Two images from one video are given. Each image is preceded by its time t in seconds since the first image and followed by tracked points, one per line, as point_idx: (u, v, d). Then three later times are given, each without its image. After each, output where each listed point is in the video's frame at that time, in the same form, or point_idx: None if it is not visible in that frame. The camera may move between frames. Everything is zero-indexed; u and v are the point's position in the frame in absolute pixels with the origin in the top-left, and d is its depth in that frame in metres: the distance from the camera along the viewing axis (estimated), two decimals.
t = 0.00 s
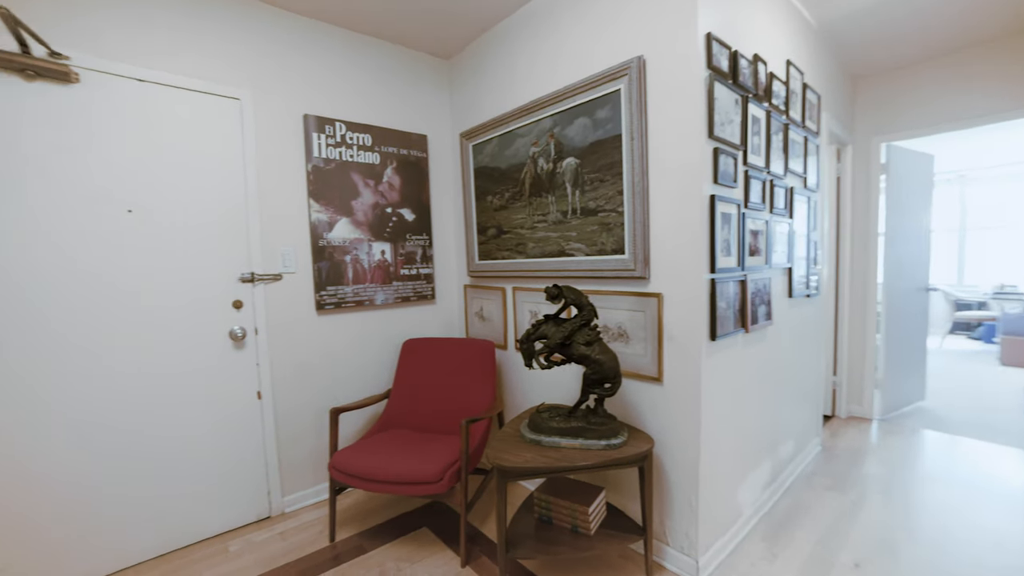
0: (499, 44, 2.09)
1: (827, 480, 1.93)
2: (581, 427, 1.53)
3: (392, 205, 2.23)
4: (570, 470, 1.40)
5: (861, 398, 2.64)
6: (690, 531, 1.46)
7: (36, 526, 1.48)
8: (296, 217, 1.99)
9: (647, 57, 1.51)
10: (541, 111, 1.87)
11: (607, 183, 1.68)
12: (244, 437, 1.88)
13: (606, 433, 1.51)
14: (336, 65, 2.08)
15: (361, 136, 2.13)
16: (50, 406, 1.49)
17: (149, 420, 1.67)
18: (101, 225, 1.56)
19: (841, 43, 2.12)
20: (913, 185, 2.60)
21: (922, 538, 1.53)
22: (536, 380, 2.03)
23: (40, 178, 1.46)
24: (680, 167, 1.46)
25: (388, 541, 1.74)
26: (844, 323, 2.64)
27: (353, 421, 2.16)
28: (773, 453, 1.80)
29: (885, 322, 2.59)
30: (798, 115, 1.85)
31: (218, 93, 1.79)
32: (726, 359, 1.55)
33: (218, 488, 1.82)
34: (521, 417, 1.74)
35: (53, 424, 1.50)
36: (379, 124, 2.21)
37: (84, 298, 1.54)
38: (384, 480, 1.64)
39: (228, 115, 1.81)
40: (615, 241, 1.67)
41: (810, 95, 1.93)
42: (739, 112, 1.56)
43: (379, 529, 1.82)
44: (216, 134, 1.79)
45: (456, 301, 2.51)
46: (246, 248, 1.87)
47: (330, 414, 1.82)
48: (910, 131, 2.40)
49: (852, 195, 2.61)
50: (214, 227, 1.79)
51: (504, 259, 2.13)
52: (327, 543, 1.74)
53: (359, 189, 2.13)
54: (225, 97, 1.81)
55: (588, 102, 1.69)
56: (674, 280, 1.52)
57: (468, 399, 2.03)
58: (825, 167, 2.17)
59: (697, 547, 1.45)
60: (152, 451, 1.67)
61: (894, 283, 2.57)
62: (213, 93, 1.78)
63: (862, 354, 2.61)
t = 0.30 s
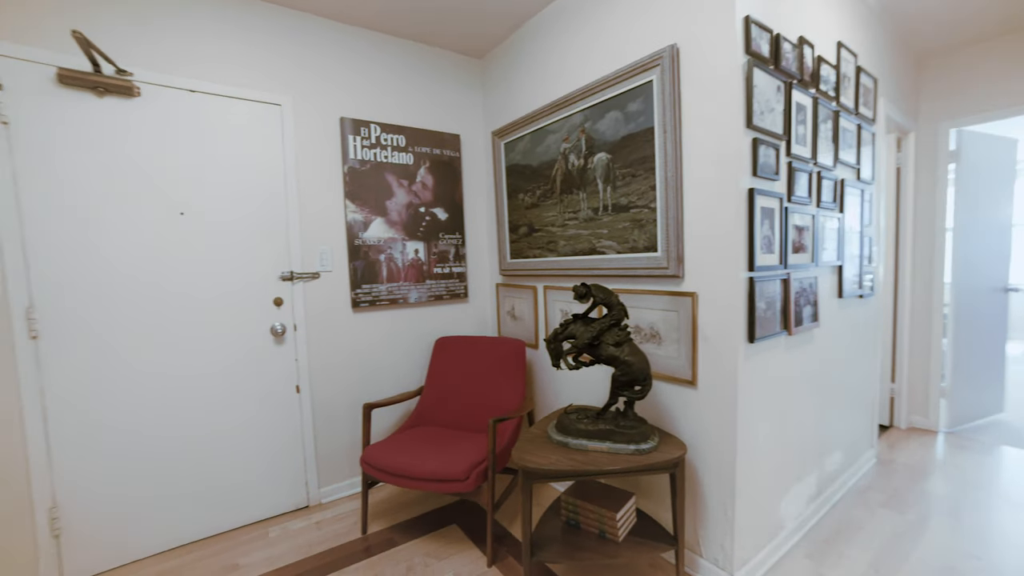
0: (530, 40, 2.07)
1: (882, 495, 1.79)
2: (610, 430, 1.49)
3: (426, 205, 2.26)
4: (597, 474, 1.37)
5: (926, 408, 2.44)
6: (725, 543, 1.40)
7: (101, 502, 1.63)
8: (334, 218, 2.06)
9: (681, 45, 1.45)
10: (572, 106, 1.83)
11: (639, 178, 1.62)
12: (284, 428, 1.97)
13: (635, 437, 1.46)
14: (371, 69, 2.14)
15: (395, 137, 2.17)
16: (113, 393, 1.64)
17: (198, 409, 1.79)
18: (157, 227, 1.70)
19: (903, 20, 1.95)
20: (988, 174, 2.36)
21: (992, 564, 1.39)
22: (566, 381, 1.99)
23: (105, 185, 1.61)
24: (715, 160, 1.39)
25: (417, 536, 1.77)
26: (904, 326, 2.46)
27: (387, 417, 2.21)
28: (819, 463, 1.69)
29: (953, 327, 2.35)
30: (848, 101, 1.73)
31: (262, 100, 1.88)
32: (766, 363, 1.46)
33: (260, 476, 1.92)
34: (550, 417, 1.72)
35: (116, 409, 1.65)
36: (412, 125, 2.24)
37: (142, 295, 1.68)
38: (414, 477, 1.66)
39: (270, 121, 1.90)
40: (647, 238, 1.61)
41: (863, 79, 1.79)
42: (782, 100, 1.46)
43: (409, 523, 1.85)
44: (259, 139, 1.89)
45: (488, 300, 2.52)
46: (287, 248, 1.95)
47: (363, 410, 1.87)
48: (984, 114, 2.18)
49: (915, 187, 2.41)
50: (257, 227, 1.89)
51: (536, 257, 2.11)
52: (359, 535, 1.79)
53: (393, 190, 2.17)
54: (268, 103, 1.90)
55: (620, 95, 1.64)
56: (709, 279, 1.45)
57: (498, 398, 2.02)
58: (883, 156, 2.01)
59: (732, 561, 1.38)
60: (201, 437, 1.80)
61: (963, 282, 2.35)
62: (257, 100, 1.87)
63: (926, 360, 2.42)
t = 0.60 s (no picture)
0: (562, 35, 2.04)
1: (944, 516, 1.64)
2: (638, 435, 1.44)
3: (458, 204, 2.28)
4: (622, 480, 1.33)
5: (1002, 422, 2.25)
6: (761, 558, 1.33)
7: (154, 483, 1.76)
8: (369, 218, 2.12)
9: (715, 33, 1.38)
10: (603, 101, 1.79)
11: (672, 173, 1.56)
12: (321, 421, 2.05)
13: (664, 443, 1.40)
14: (405, 70, 2.18)
15: (427, 138, 2.20)
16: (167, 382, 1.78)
17: (241, 400, 1.90)
18: (206, 228, 1.82)
19: None
20: None
21: None
22: (596, 382, 1.96)
23: (161, 190, 1.74)
24: (752, 152, 1.32)
25: (444, 531, 1.79)
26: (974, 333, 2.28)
27: (419, 413, 2.25)
28: (870, 478, 1.58)
29: None
30: (907, 85, 1.59)
31: (301, 105, 1.96)
32: (808, 369, 1.37)
33: (298, 465, 2.01)
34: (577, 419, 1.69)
35: (170, 397, 1.78)
36: (445, 125, 2.26)
37: (193, 292, 1.80)
38: (439, 474, 1.68)
39: (308, 125, 1.98)
40: (680, 235, 1.55)
41: (925, 60, 1.64)
42: (828, 86, 1.36)
43: (437, 519, 1.88)
44: (299, 143, 1.97)
45: (520, 298, 2.50)
46: (324, 248, 2.02)
47: (394, 406, 1.91)
48: None
49: (989, 179, 2.20)
50: (296, 228, 1.97)
51: (566, 256, 2.07)
52: (389, 528, 1.83)
53: (426, 189, 2.20)
54: (307, 108, 1.98)
55: (652, 88, 1.58)
56: (745, 278, 1.37)
57: (527, 398, 2.01)
58: (949, 145, 1.84)
59: None
60: (244, 426, 1.91)
61: None
62: (296, 106, 1.96)
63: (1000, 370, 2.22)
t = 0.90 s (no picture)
0: (604, 27, 1.97)
1: None
2: (677, 444, 1.38)
3: (498, 204, 2.28)
4: (659, 491, 1.27)
5: None
6: None
7: (215, 467, 1.90)
8: (411, 219, 2.16)
9: (767, 16, 1.29)
10: (646, 95, 1.72)
11: (718, 168, 1.48)
12: (365, 415, 2.12)
13: (705, 456, 1.33)
14: (447, 72, 2.20)
15: (469, 138, 2.21)
16: (226, 373, 1.90)
17: (292, 392, 2.00)
18: (261, 230, 1.93)
19: None
20: None
21: None
22: (637, 387, 1.89)
23: (223, 195, 1.87)
24: (807, 143, 1.22)
25: (480, 530, 1.80)
26: None
27: (459, 411, 2.28)
28: (948, 505, 1.41)
29: None
30: (1000, 60, 1.40)
31: (348, 111, 2.04)
32: (870, 380, 1.25)
33: (343, 457, 2.09)
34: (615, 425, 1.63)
35: (230, 387, 1.91)
36: (486, 125, 2.27)
37: (249, 290, 1.93)
38: (473, 473, 1.69)
39: (354, 129, 2.05)
40: (726, 234, 1.47)
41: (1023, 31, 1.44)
42: (899, 66, 1.22)
43: (474, 518, 1.89)
44: (346, 147, 2.04)
45: (562, 299, 2.46)
46: (369, 248, 2.09)
47: (432, 404, 1.94)
48: None
49: None
50: (342, 229, 2.05)
51: (608, 255, 2.01)
52: (427, 523, 1.87)
53: (467, 190, 2.22)
54: (353, 112, 2.05)
55: (698, 78, 1.51)
56: (799, 280, 1.27)
57: (565, 400, 1.97)
58: None
59: None
60: (291, 417, 2.01)
61: None
62: (343, 111, 2.03)
63: None
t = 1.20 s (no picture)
0: (641, 17, 1.90)
1: None
2: (712, 456, 1.31)
3: (533, 203, 2.25)
4: (691, 505, 1.21)
5: None
6: None
7: (261, 456, 2.00)
8: (446, 219, 2.19)
9: None
10: (685, 87, 1.65)
11: (760, 162, 1.39)
12: (400, 412, 2.17)
13: (742, 470, 1.25)
14: (482, 71, 2.20)
15: (503, 138, 2.20)
16: (271, 367, 2.00)
17: (331, 387, 2.08)
18: (303, 231, 2.01)
19: None
20: None
21: None
22: (674, 392, 1.82)
23: (269, 198, 1.97)
24: (862, 133, 1.11)
25: (509, 532, 1.80)
26: None
27: (491, 411, 2.28)
28: None
29: None
30: None
31: (385, 113, 2.08)
32: (935, 394, 1.13)
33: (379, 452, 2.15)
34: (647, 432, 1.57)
35: (274, 381, 2.01)
36: (521, 124, 2.25)
37: (292, 288, 2.01)
38: (502, 474, 1.69)
39: (391, 131, 2.09)
40: (770, 233, 1.37)
41: None
42: (976, 41, 1.09)
43: (504, 519, 1.88)
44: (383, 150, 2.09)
45: (598, 299, 2.41)
46: (404, 248, 2.13)
47: (464, 403, 1.95)
48: None
49: None
50: (379, 229, 2.10)
51: (644, 255, 1.94)
52: (457, 522, 1.88)
53: (501, 189, 2.21)
54: (390, 115, 2.09)
55: (740, 67, 1.42)
56: (851, 283, 1.17)
57: (598, 403, 1.92)
58: None
59: None
60: (330, 411, 2.08)
61: None
62: (380, 114, 2.08)
63: None
